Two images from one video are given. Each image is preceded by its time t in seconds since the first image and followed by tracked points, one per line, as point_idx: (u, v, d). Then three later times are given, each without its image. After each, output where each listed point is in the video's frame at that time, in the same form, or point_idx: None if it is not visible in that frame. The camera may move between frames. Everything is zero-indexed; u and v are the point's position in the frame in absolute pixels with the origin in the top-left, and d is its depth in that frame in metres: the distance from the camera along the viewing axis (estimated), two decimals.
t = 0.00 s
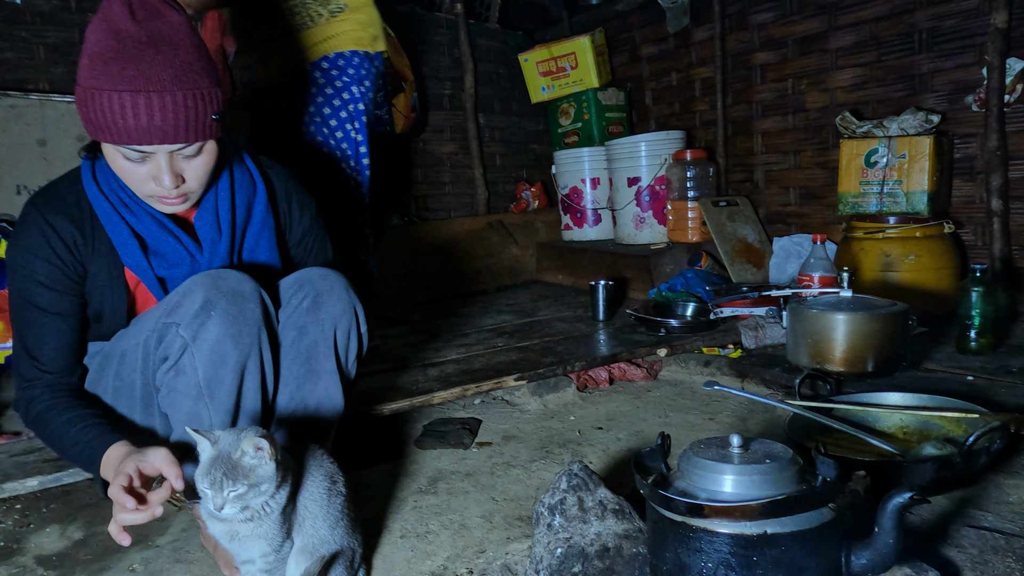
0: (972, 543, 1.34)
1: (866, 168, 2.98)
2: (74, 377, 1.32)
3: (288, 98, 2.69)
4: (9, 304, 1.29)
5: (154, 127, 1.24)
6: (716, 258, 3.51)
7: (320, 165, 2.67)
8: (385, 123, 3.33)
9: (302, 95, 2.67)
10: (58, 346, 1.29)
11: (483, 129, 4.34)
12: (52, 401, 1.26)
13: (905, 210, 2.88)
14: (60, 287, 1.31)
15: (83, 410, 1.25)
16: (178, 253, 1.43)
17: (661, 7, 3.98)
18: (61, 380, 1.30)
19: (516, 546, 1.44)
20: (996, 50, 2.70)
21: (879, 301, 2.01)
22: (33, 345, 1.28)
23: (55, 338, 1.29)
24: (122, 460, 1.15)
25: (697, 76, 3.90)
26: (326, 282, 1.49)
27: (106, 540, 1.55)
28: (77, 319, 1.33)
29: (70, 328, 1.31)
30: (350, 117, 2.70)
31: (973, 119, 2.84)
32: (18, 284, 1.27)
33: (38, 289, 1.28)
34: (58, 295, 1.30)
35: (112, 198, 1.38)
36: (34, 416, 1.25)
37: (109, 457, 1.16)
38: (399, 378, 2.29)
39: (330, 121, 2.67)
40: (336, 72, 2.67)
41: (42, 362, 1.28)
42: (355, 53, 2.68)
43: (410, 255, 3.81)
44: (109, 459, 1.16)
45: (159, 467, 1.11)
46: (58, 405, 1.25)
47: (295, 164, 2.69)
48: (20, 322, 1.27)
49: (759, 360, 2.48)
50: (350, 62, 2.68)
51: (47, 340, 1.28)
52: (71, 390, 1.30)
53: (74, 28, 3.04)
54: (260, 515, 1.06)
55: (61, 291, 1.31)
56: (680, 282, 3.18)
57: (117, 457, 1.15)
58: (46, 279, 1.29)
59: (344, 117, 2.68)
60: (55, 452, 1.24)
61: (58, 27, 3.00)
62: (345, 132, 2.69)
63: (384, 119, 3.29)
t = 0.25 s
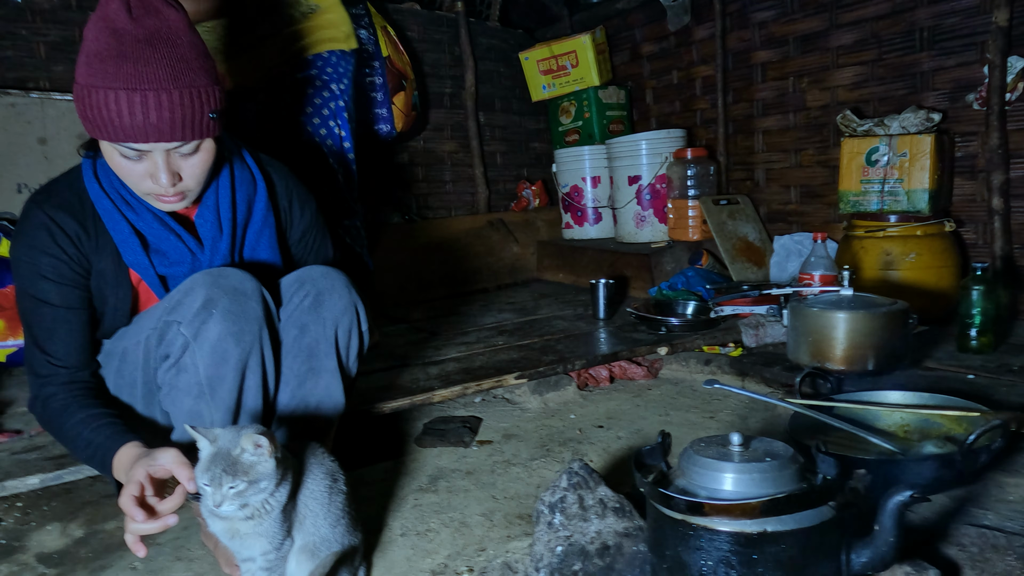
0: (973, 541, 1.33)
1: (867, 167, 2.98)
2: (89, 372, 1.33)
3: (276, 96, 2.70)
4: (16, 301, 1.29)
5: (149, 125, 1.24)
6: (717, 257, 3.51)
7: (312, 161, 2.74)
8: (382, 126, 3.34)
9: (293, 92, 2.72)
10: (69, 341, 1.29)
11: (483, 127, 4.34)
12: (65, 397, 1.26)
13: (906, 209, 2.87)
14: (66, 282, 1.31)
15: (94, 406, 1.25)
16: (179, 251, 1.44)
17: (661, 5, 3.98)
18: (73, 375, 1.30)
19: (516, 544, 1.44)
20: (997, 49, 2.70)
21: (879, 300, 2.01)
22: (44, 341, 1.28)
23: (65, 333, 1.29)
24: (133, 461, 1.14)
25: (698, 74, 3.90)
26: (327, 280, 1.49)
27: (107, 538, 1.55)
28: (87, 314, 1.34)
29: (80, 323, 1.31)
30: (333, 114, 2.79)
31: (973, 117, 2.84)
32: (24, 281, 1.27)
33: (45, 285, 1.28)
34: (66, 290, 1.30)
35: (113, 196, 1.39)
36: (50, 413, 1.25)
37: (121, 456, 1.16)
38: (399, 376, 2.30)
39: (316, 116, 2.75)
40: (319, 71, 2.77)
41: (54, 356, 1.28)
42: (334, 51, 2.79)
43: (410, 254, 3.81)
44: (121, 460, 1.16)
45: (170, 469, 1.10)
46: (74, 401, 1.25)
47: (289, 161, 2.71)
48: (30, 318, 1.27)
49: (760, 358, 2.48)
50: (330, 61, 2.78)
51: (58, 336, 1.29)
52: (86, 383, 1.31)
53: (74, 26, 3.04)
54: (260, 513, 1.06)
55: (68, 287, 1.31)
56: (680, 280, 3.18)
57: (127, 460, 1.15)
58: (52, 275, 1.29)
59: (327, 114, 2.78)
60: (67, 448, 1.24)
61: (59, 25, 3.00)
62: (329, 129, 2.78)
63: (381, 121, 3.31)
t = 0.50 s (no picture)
0: (973, 539, 1.34)
1: (868, 164, 2.98)
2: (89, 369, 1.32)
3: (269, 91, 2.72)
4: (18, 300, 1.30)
5: (149, 123, 1.24)
6: (717, 255, 3.51)
7: (309, 153, 2.80)
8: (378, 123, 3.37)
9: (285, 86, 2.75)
10: (70, 339, 1.29)
11: (483, 125, 4.34)
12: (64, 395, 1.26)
13: (906, 206, 2.87)
14: (66, 280, 1.31)
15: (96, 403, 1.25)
16: (179, 249, 1.44)
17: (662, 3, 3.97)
18: (75, 372, 1.29)
19: (517, 541, 1.44)
20: (998, 46, 2.70)
21: (880, 297, 2.01)
22: (45, 340, 1.28)
23: (66, 331, 1.29)
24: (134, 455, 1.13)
25: (698, 72, 3.90)
26: (328, 278, 1.50)
27: (108, 536, 1.55)
28: (87, 312, 1.33)
29: (81, 321, 1.31)
30: (326, 107, 2.85)
31: (974, 115, 2.84)
32: (25, 279, 1.27)
33: (46, 283, 1.28)
34: (66, 289, 1.31)
35: (114, 194, 1.39)
36: (51, 410, 1.25)
37: (127, 445, 1.15)
38: (400, 374, 2.30)
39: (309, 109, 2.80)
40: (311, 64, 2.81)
41: (54, 354, 1.28)
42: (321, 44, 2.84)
43: (410, 251, 3.81)
44: (125, 448, 1.15)
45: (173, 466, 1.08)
46: (75, 399, 1.25)
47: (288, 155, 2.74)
48: (31, 316, 1.28)
49: (760, 356, 2.49)
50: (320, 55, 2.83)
51: (58, 334, 1.29)
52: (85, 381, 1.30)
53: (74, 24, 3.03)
54: (263, 509, 1.05)
55: (69, 285, 1.31)
56: (681, 278, 3.19)
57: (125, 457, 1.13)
58: (53, 274, 1.29)
59: (319, 107, 2.83)
60: (71, 446, 1.25)
61: (59, 23, 3.00)
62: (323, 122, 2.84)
63: (377, 118, 3.34)
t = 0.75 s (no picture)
0: (975, 539, 1.34)
1: (870, 164, 2.97)
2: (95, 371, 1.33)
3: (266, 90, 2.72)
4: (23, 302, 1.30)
5: (150, 126, 1.24)
6: (719, 255, 3.51)
7: (307, 152, 2.81)
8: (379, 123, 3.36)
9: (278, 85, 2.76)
10: (75, 340, 1.30)
11: (485, 126, 4.34)
12: (71, 397, 1.26)
13: (908, 206, 2.87)
14: (70, 281, 1.31)
15: (102, 402, 1.26)
16: (182, 251, 1.44)
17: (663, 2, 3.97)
18: (80, 373, 1.30)
19: (519, 542, 1.44)
20: (999, 46, 2.70)
21: (881, 297, 2.01)
22: (51, 341, 1.28)
23: (71, 332, 1.30)
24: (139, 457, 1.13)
25: (700, 72, 3.89)
26: (329, 279, 1.50)
27: (111, 536, 1.55)
28: (91, 313, 1.34)
29: (85, 322, 1.32)
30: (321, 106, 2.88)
31: (975, 115, 2.84)
32: (31, 280, 1.28)
33: (51, 285, 1.29)
34: (70, 291, 1.31)
35: (116, 196, 1.39)
36: (60, 411, 1.25)
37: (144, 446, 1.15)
38: (402, 374, 2.30)
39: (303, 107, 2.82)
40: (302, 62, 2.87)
41: (62, 354, 1.29)
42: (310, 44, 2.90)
43: (412, 252, 3.82)
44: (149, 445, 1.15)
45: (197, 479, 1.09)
46: (81, 400, 1.25)
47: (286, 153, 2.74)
48: (37, 318, 1.28)
49: (762, 356, 2.49)
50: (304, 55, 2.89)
51: (64, 335, 1.29)
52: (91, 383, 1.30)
53: (76, 25, 3.04)
54: (267, 508, 1.06)
55: (73, 286, 1.31)
56: (682, 278, 3.18)
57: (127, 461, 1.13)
58: (58, 275, 1.29)
59: (315, 106, 2.86)
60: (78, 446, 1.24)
61: (61, 24, 3.00)
62: (319, 120, 2.87)
63: (378, 118, 3.34)
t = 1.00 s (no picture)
0: (973, 536, 1.34)
1: (869, 162, 2.97)
2: (90, 369, 1.33)
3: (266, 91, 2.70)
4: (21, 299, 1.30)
5: (151, 123, 1.24)
6: (718, 253, 3.51)
7: (308, 151, 2.81)
8: (377, 121, 3.35)
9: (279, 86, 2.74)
10: (74, 337, 1.30)
11: (484, 123, 4.34)
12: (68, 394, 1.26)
13: (908, 204, 2.87)
14: (69, 278, 1.31)
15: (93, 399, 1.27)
16: (182, 248, 1.43)
17: None
18: (78, 371, 1.30)
19: (518, 539, 1.44)
20: (999, 44, 2.69)
21: (881, 295, 2.01)
22: (49, 338, 1.28)
23: (70, 329, 1.29)
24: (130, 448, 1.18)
25: (700, 69, 3.89)
26: (329, 276, 1.50)
27: (110, 533, 1.55)
28: (90, 310, 1.34)
29: (84, 319, 1.32)
30: (323, 107, 2.87)
31: (975, 112, 2.83)
32: (27, 278, 1.28)
33: (50, 282, 1.29)
34: (69, 287, 1.31)
35: (115, 193, 1.39)
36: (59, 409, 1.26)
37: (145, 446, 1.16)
38: (401, 372, 2.30)
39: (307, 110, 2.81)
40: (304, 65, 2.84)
41: (58, 353, 1.29)
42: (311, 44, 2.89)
43: (411, 249, 3.82)
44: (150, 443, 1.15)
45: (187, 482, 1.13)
46: (76, 396, 1.26)
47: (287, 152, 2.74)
48: (35, 315, 1.28)
49: (761, 354, 2.48)
50: (306, 55, 2.86)
51: (62, 332, 1.29)
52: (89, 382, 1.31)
53: (75, 22, 3.03)
54: (268, 503, 1.06)
55: (72, 282, 1.31)
56: (682, 276, 3.18)
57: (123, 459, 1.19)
58: (56, 272, 1.29)
59: (317, 107, 2.85)
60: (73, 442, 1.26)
61: (60, 20, 2.99)
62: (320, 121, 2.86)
63: (377, 115, 3.33)
